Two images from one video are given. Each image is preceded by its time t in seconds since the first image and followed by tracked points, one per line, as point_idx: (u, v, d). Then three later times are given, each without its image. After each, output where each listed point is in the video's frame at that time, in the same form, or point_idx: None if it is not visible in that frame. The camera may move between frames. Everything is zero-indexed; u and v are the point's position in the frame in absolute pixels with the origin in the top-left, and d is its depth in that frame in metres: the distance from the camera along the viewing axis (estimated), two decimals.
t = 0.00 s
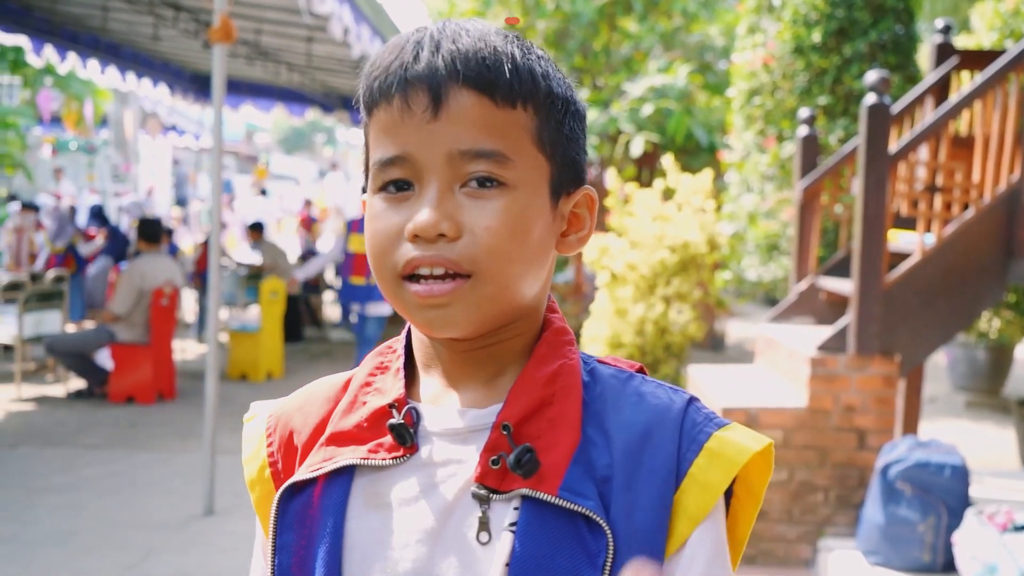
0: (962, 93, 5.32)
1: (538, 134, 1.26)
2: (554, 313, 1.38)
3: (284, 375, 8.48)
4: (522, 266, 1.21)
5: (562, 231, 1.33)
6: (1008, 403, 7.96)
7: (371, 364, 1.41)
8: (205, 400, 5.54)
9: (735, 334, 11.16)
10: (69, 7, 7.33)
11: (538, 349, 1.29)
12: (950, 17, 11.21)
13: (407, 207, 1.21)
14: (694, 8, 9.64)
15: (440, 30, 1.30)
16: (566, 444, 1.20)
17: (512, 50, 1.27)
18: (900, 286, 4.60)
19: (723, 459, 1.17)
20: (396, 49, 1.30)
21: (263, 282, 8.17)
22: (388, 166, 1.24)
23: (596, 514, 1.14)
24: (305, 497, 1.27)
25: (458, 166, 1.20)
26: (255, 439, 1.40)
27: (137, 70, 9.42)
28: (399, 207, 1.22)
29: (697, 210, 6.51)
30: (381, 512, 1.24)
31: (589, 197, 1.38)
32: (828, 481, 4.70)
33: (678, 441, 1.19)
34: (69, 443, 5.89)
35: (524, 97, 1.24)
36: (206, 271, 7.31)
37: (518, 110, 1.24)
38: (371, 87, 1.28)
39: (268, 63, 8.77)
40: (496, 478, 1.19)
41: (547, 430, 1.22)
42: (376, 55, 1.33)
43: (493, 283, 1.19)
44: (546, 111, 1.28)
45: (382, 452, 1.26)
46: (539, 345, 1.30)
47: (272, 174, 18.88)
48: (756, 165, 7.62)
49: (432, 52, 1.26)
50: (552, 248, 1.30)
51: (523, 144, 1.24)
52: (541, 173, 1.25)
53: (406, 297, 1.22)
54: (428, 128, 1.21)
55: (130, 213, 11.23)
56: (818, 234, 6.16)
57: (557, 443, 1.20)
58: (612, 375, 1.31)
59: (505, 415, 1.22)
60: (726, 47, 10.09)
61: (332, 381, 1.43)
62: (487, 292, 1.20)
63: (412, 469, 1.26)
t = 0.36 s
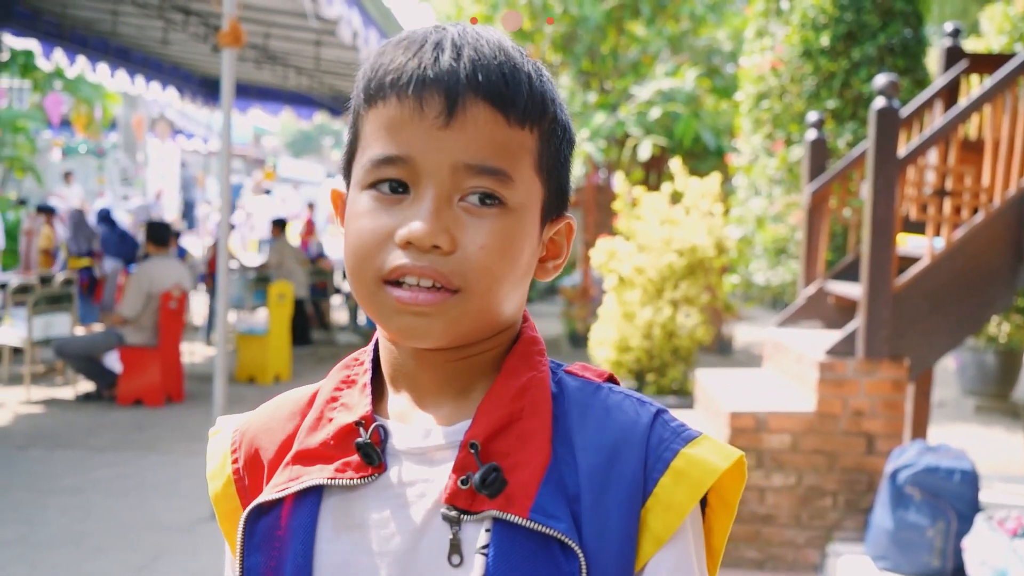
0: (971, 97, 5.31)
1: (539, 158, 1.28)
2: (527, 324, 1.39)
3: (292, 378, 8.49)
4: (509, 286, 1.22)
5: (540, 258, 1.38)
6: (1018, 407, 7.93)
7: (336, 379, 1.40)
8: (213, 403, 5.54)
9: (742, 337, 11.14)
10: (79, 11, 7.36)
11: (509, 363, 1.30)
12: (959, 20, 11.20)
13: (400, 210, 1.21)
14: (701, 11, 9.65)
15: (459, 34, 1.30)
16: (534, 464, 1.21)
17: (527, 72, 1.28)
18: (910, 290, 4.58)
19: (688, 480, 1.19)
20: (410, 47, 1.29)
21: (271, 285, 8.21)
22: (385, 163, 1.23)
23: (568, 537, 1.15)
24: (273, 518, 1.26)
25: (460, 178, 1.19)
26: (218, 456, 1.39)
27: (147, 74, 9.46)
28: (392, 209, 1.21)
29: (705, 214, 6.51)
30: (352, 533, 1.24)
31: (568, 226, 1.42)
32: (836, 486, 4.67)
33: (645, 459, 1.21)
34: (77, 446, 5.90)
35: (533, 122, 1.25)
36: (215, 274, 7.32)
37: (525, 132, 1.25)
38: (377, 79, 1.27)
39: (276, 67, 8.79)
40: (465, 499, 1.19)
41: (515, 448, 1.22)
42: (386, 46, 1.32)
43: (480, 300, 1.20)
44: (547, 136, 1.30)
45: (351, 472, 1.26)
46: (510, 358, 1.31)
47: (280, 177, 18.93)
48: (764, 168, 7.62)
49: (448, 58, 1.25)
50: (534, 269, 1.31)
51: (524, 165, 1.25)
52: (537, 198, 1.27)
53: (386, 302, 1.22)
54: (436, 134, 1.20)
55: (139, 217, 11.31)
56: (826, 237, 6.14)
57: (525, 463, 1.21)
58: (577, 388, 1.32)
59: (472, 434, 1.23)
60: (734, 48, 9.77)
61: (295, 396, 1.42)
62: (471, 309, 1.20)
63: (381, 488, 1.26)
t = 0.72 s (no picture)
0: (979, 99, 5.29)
1: (540, 158, 1.28)
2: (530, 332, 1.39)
3: (300, 381, 8.50)
4: (514, 295, 1.22)
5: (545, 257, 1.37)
6: None
7: (338, 390, 1.37)
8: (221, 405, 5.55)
9: (750, 340, 11.11)
10: (88, 15, 7.38)
11: (520, 371, 1.30)
12: (968, 22, 11.18)
13: (401, 221, 1.21)
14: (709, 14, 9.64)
15: (453, 35, 1.30)
16: (555, 472, 1.21)
17: (523, 70, 1.28)
18: (918, 293, 4.56)
19: (712, 482, 1.21)
20: (402, 52, 1.28)
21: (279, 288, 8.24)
22: (383, 174, 1.22)
23: (593, 544, 1.16)
24: (278, 537, 1.25)
25: (461, 187, 1.19)
26: (214, 474, 1.36)
27: (155, 78, 9.49)
28: (393, 219, 1.21)
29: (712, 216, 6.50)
30: (362, 551, 1.23)
31: (572, 223, 1.42)
32: (844, 489, 4.65)
33: (668, 463, 1.23)
34: (85, 449, 5.92)
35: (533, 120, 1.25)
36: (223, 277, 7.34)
37: (525, 134, 1.25)
38: (371, 87, 1.26)
39: (284, 70, 8.81)
40: (483, 510, 1.19)
41: (534, 456, 1.23)
42: (378, 50, 1.31)
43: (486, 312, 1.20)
44: (547, 134, 1.29)
45: (359, 489, 1.24)
46: (520, 365, 1.31)
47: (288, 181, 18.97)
48: (771, 171, 7.61)
49: (442, 61, 1.25)
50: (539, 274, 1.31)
51: (525, 168, 1.25)
52: (540, 201, 1.27)
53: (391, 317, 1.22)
54: (434, 141, 1.20)
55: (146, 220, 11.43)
56: (834, 241, 6.12)
57: (546, 471, 1.21)
58: (593, 395, 1.33)
59: (490, 444, 1.22)
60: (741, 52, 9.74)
61: (295, 410, 1.40)
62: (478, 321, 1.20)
63: (394, 502, 1.25)
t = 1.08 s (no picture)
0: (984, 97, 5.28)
1: (548, 153, 1.28)
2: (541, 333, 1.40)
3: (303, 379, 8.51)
4: (523, 292, 1.23)
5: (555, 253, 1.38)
6: None
7: (350, 394, 1.37)
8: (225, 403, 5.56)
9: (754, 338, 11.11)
10: (92, 14, 7.39)
11: (532, 373, 1.31)
12: (972, 20, 11.18)
13: (409, 218, 1.21)
14: (713, 12, 9.63)
15: (459, 31, 1.30)
16: (567, 477, 1.21)
17: (531, 65, 1.28)
18: (922, 291, 4.56)
19: (718, 493, 1.22)
20: (408, 48, 1.28)
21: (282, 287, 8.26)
22: (391, 171, 1.23)
23: (600, 551, 1.16)
24: (290, 545, 1.25)
25: (469, 183, 1.19)
26: (228, 479, 1.36)
27: (158, 76, 9.50)
28: (401, 217, 1.22)
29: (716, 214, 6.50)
30: (375, 557, 1.24)
31: (580, 220, 1.43)
32: (848, 487, 4.66)
33: (675, 473, 1.23)
34: (91, 447, 5.93)
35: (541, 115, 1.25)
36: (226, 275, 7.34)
37: (534, 129, 1.25)
38: (378, 84, 1.26)
39: (288, 69, 8.83)
40: (495, 514, 1.19)
41: (545, 461, 1.23)
42: (384, 47, 1.31)
43: (496, 308, 1.21)
44: (556, 130, 1.29)
45: (371, 496, 1.24)
46: (532, 366, 1.32)
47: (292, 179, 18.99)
48: (775, 169, 7.61)
49: (450, 57, 1.25)
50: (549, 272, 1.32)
51: (534, 163, 1.25)
52: (549, 197, 1.27)
53: (402, 315, 1.23)
54: (442, 137, 1.20)
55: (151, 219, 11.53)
56: (838, 239, 6.10)
57: (558, 476, 1.22)
58: (604, 399, 1.33)
59: (502, 448, 1.23)
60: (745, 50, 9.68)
61: (307, 414, 1.40)
62: (488, 318, 1.21)
63: (406, 509, 1.25)
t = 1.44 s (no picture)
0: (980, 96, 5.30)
1: (581, 147, 1.29)
2: (570, 330, 1.41)
3: (301, 377, 8.52)
4: (560, 281, 1.24)
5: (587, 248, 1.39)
6: None
7: (380, 388, 1.37)
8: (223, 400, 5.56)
9: (751, 337, 11.12)
10: (90, 11, 7.39)
11: (569, 366, 1.32)
12: (970, 18, 11.21)
13: (449, 208, 1.22)
14: (711, 10, 9.64)
15: (494, 29, 1.31)
16: (613, 467, 1.23)
17: (564, 61, 1.30)
18: (919, 289, 4.57)
19: (762, 480, 1.23)
20: (444, 45, 1.30)
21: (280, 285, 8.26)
22: (429, 163, 1.23)
23: (650, 538, 1.18)
24: (323, 536, 1.25)
25: (507, 173, 1.21)
26: (249, 474, 1.35)
27: (156, 74, 9.50)
28: (440, 207, 1.22)
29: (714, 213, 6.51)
30: (415, 548, 1.24)
31: (610, 215, 1.44)
32: (846, 485, 4.66)
33: (719, 462, 1.25)
34: (90, 445, 5.94)
35: (575, 110, 1.27)
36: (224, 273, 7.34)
37: (568, 124, 1.27)
38: (415, 81, 1.27)
39: (286, 66, 8.82)
40: (540, 504, 1.21)
41: (590, 452, 1.24)
42: (420, 47, 1.33)
43: (534, 298, 1.22)
44: (587, 127, 1.31)
45: (411, 486, 1.24)
46: (568, 361, 1.33)
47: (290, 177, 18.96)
48: (773, 167, 7.61)
49: (486, 52, 1.26)
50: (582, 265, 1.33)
51: (568, 156, 1.26)
52: (583, 189, 1.28)
53: (441, 305, 1.23)
54: (481, 129, 1.21)
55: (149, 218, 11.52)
56: (835, 238, 6.11)
57: (605, 466, 1.23)
58: (638, 392, 1.35)
59: (547, 439, 1.23)
60: (743, 49, 10.01)
61: (331, 406, 1.39)
62: (527, 306, 1.22)
63: (444, 499, 1.25)
